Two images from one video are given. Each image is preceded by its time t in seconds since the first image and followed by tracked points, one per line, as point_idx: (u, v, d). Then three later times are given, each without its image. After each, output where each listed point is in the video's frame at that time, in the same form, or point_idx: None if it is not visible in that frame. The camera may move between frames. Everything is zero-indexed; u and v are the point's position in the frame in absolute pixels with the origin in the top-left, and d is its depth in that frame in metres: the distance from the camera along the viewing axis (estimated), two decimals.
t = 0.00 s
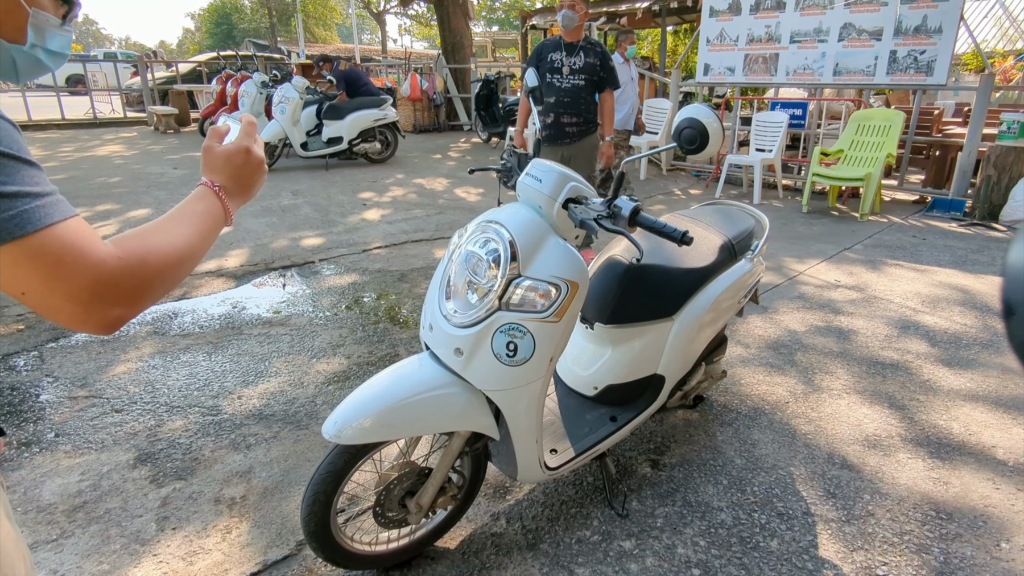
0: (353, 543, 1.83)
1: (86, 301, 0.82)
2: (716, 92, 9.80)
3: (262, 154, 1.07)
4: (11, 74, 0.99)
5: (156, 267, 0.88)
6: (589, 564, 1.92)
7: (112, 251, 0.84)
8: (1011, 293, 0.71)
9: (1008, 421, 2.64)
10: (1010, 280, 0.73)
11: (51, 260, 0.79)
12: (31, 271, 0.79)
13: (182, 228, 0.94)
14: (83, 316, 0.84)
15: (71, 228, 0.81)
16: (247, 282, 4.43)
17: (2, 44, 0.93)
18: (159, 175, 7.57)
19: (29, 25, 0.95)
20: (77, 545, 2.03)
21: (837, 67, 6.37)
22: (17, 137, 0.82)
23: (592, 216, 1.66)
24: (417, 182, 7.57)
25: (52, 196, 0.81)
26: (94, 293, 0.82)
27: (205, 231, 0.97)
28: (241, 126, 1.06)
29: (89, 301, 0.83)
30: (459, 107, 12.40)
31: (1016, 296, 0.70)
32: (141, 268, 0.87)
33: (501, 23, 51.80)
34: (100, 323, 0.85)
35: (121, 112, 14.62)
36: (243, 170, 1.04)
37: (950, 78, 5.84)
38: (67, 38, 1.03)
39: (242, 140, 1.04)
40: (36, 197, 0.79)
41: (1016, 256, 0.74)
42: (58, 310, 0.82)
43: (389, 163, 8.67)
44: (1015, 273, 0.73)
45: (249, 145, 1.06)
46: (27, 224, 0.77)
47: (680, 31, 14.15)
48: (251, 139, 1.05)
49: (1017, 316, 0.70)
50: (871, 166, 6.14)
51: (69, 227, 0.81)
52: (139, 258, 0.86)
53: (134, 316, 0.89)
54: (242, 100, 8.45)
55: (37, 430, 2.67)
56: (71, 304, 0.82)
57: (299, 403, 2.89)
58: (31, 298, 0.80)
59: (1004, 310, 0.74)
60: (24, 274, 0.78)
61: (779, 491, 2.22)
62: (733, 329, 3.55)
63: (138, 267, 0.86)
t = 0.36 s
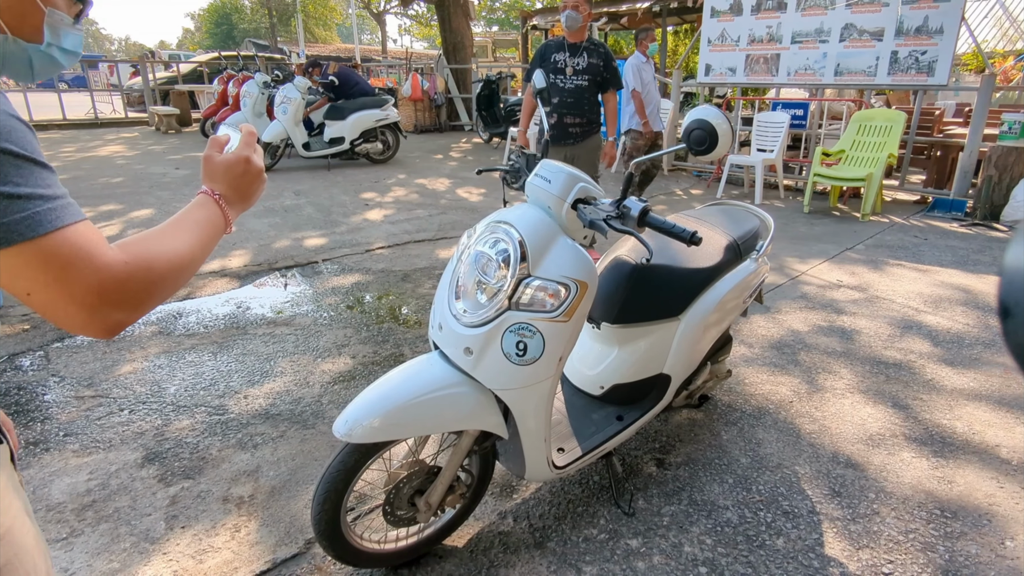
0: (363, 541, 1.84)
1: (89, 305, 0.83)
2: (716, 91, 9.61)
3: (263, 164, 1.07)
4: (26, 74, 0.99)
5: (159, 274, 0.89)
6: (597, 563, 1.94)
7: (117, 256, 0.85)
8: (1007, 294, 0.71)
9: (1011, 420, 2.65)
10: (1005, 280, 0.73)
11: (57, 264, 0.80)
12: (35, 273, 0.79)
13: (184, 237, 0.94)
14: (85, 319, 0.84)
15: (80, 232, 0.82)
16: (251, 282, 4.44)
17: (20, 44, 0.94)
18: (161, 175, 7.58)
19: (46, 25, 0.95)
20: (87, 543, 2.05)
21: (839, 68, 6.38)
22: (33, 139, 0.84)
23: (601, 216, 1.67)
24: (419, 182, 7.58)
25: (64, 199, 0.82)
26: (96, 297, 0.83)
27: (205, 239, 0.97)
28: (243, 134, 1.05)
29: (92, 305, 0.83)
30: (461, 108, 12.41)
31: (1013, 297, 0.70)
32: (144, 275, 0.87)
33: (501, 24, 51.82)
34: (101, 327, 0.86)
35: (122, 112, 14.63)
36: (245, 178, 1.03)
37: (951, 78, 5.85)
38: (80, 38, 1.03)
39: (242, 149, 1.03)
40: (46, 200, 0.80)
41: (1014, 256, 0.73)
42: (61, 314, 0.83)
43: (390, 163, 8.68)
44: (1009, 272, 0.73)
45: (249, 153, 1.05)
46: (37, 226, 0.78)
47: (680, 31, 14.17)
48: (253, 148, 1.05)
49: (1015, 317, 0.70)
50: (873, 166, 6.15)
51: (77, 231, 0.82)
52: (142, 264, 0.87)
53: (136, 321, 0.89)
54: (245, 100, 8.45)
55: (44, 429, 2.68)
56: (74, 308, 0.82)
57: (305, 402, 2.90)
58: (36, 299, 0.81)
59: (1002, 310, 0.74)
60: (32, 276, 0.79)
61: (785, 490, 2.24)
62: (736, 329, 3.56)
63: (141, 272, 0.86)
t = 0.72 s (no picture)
0: (370, 540, 1.85)
1: (99, 310, 0.83)
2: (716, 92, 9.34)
3: (266, 177, 1.08)
4: (49, 84, 0.99)
5: (168, 283, 0.90)
6: (603, 562, 1.94)
7: (132, 264, 0.85)
8: (1005, 298, 0.71)
9: (1014, 420, 2.66)
10: (1004, 285, 0.72)
11: (74, 268, 0.80)
12: (49, 277, 0.80)
13: (193, 246, 0.95)
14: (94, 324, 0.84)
15: (99, 238, 0.83)
16: (253, 281, 4.44)
17: (45, 54, 0.94)
18: (163, 175, 7.58)
19: (70, 37, 0.95)
20: (95, 543, 2.05)
21: (840, 68, 6.38)
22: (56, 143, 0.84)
23: (609, 217, 1.68)
24: (421, 182, 7.58)
25: (82, 206, 0.82)
26: (109, 303, 0.83)
27: (212, 249, 0.98)
28: (249, 149, 1.07)
29: (102, 311, 0.83)
30: (461, 108, 12.42)
31: (1010, 301, 0.70)
32: (155, 283, 0.88)
33: (501, 23, 51.83)
34: (108, 333, 0.86)
35: (122, 112, 14.64)
36: (250, 191, 1.05)
37: (952, 78, 5.86)
38: (98, 49, 1.04)
39: (247, 164, 1.05)
40: (69, 205, 0.80)
41: (1012, 261, 0.73)
42: (70, 318, 0.83)
43: (391, 163, 8.69)
44: (1007, 279, 0.72)
45: (252, 168, 1.06)
46: (58, 230, 0.78)
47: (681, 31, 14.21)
48: (255, 163, 1.07)
49: (1012, 322, 0.69)
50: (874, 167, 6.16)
51: (96, 238, 0.82)
52: (155, 273, 0.87)
53: (142, 327, 0.89)
54: (246, 100, 8.44)
55: (50, 429, 2.68)
56: (85, 313, 0.83)
57: (309, 402, 2.91)
58: (48, 302, 0.81)
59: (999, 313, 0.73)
60: (47, 279, 0.79)
61: (789, 490, 2.24)
62: (739, 329, 3.57)
63: (153, 281, 0.87)
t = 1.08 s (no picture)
0: (371, 540, 1.85)
1: (90, 328, 0.82)
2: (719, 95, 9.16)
3: (261, 196, 1.08)
4: (50, 94, 0.99)
5: (160, 300, 0.89)
6: (604, 562, 1.94)
7: (126, 281, 0.85)
8: (1003, 297, 0.71)
9: (1014, 420, 2.66)
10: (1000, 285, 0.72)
11: (66, 284, 0.79)
12: (41, 293, 0.79)
13: (187, 263, 0.94)
14: (82, 341, 0.83)
15: (94, 254, 0.82)
16: (253, 282, 4.44)
17: (48, 66, 0.93)
18: (162, 175, 7.58)
19: (74, 51, 0.94)
20: (95, 543, 2.05)
21: (840, 68, 6.38)
22: (56, 157, 0.84)
23: (610, 216, 1.68)
24: (421, 182, 7.58)
25: (79, 221, 0.82)
26: (99, 322, 0.82)
27: (204, 267, 0.97)
28: (245, 168, 1.07)
29: (92, 329, 0.82)
30: (461, 107, 12.42)
31: (1008, 300, 0.70)
32: (148, 301, 0.87)
33: (501, 23, 51.85)
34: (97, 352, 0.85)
35: (122, 112, 14.64)
36: (245, 209, 1.05)
37: (952, 78, 5.86)
38: (103, 60, 1.03)
39: (243, 182, 1.05)
40: (65, 221, 0.79)
41: (1010, 261, 0.72)
42: (60, 335, 0.82)
43: (391, 164, 8.69)
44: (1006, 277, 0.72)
45: (248, 187, 1.06)
46: (54, 245, 0.77)
47: (681, 31, 14.22)
48: (251, 182, 1.06)
49: (1009, 322, 0.70)
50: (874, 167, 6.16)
51: (91, 253, 0.82)
52: (148, 290, 0.87)
53: (131, 345, 0.88)
54: (246, 100, 8.43)
55: (50, 429, 2.68)
56: (74, 329, 0.82)
57: (310, 402, 2.91)
58: (37, 318, 0.80)
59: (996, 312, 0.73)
60: (38, 294, 0.78)
61: (790, 490, 2.24)
62: (740, 329, 3.57)
63: (145, 299, 0.86)
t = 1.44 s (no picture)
0: (367, 541, 1.85)
1: (69, 361, 0.79)
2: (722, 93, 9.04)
3: (249, 213, 1.05)
4: (30, 96, 0.98)
5: (145, 329, 0.86)
6: (601, 562, 1.94)
7: (108, 312, 0.81)
8: (1000, 306, 0.75)
9: (1013, 420, 2.66)
10: (1000, 293, 0.76)
11: (45, 317, 0.75)
12: (18, 325, 0.75)
13: (172, 288, 0.91)
14: (61, 373, 0.80)
15: (74, 283, 0.78)
16: (251, 282, 4.43)
17: (29, 69, 0.92)
18: (161, 175, 7.58)
19: (59, 52, 0.92)
20: (90, 544, 2.04)
21: (839, 67, 6.38)
22: (36, 178, 0.80)
23: (606, 216, 1.67)
24: (420, 182, 7.58)
25: (58, 247, 0.78)
26: (79, 355, 0.79)
27: (190, 290, 0.94)
28: (232, 183, 1.03)
29: (71, 362, 0.80)
30: (461, 107, 12.41)
31: (1007, 308, 0.74)
32: (132, 331, 0.84)
33: (501, 23, 51.86)
34: (76, 385, 0.82)
35: (121, 112, 14.64)
36: (232, 227, 1.01)
37: (951, 78, 5.86)
38: (90, 63, 1.01)
39: (230, 200, 1.01)
40: (44, 248, 0.76)
41: (1008, 267, 0.76)
42: (36, 367, 0.79)
43: (391, 163, 8.69)
44: (1003, 287, 0.76)
45: (235, 203, 1.02)
46: (32, 275, 0.74)
47: (681, 31, 14.22)
48: (239, 199, 1.03)
49: (1008, 328, 0.73)
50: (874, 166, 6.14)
51: (72, 282, 0.78)
52: (132, 320, 0.84)
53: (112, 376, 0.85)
54: (245, 100, 8.43)
55: (46, 429, 2.67)
56: (52, 362, 0.78)
57: (307, 402, 2.90)
58: (11, 350, 0.77)
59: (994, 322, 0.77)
60: (14, 327, 0.75)
61: (787, 490, 2.24)
62: (738, 329, 3.57)
63: (129, 328, 0.83)
